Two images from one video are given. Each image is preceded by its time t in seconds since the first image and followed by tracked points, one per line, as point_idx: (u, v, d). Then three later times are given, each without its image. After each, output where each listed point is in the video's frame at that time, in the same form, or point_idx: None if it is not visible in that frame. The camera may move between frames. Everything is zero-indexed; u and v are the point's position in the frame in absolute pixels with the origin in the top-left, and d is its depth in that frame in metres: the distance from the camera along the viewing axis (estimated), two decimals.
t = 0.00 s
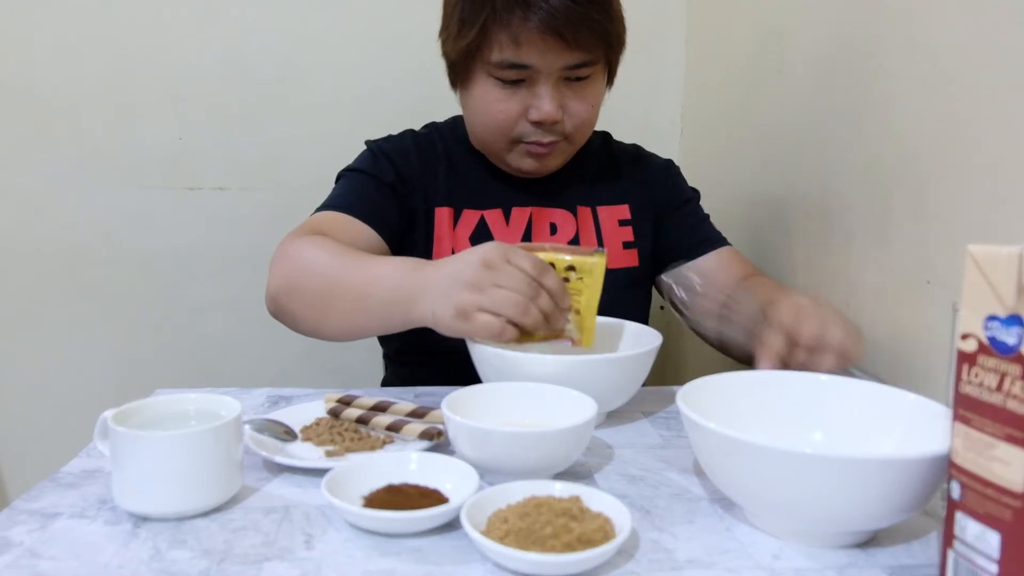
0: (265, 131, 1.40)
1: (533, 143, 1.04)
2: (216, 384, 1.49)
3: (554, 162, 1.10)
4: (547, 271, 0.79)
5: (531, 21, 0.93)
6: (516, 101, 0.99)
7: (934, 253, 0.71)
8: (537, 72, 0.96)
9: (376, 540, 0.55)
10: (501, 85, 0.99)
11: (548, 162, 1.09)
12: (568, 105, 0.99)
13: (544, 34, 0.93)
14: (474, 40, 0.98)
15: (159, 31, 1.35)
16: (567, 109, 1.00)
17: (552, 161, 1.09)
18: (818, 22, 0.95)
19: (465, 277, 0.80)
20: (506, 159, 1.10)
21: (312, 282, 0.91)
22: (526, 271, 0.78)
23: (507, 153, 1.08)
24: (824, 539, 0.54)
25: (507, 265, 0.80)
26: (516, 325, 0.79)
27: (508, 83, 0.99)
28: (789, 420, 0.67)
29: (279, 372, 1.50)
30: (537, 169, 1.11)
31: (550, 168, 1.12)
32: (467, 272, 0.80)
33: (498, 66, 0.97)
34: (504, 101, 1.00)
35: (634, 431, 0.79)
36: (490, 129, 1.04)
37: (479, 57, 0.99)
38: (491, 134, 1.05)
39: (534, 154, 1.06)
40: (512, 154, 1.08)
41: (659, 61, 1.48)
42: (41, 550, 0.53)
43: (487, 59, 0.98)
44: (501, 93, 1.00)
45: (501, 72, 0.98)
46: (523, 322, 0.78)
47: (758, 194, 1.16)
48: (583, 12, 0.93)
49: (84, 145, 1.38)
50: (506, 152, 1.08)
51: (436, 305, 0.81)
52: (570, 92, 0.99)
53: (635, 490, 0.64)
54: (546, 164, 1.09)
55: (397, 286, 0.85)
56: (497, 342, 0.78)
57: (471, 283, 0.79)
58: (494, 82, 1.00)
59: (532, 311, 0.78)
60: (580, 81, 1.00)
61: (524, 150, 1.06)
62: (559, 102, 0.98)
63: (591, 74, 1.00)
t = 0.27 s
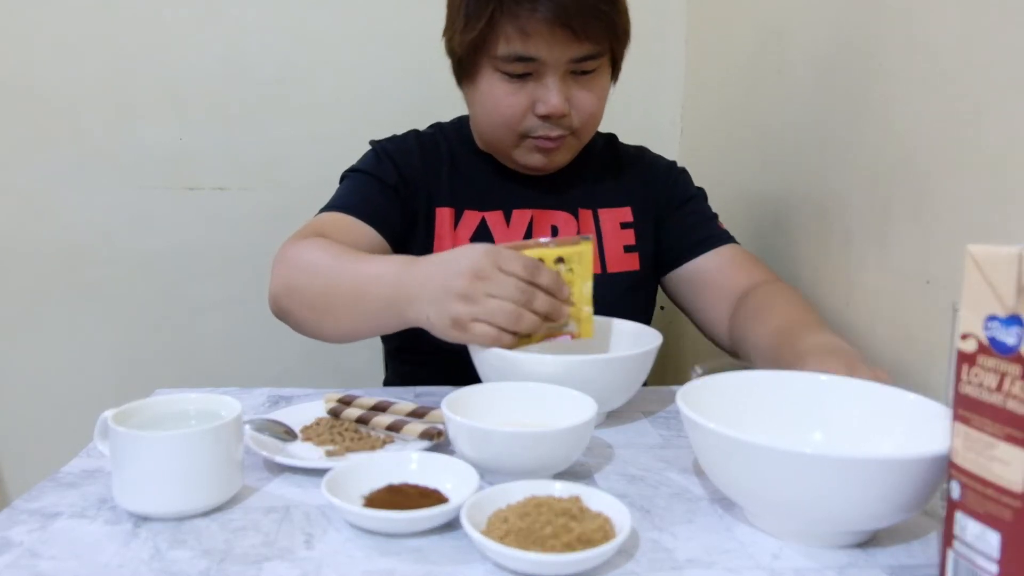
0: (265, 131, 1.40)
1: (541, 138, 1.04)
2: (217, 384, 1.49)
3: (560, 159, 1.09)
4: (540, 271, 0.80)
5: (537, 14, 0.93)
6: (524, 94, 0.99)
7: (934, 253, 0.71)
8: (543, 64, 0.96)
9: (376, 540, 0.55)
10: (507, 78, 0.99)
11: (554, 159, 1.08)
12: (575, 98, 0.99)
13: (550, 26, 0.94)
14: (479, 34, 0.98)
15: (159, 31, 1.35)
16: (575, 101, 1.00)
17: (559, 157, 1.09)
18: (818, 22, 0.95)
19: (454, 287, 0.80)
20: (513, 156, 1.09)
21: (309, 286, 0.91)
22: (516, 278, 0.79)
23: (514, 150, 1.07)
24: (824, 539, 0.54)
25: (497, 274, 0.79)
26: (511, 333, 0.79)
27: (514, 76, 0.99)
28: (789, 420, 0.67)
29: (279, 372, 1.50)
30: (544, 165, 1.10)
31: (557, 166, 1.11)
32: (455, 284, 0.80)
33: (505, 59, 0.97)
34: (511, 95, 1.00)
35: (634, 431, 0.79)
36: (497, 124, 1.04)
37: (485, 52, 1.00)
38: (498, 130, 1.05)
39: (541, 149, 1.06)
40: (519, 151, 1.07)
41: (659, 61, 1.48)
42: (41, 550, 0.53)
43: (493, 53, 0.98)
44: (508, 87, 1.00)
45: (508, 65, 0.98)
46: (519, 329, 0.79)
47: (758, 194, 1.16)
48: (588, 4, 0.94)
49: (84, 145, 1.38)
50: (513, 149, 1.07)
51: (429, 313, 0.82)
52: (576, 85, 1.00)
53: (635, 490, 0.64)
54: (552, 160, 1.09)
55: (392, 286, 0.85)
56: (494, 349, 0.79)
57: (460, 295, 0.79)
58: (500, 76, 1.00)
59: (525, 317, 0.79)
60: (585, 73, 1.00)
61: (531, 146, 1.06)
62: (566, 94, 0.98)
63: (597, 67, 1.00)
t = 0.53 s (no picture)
0: (265, 131, 1.40)
1: (524, 145, 1.04)
2: (217, 384, 1.49)
3: (547, 164, 1.10)
4: (541, 274, 0.79)
5: (520, 26, 0.92)
6: (506, 103, 0.99)
7: (934, 252, 0.71)
8: (527, 75, 0.96)
9: (376, 540, 0.55)
10: (491, 87, 0.99)
11: (541, 164, 1.09)
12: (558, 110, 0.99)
13: (533, 39, 0.93)
14: (465, 43, 0.98)
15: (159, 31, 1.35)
16: (558, 112, 1.00)
17: (546, 162, 1.09)
18: (818, 22, 0.95)
19: (455, 284, 0.80)
20: (501, 159, 1.10)
21: (306, 288, 0.91)
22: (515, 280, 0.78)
23: (501, 155, 1.09)
24: (824, 539, 0.54)
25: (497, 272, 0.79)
26: (509, 330, 0.80)
27: (498, 86, 0.99)
28: (790, 420, 0.67)
29: (280, 372, 1.50)
30: (531, 170, 1.11)
31: (545, 170, 1.12)
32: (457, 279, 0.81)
33: (488, 70, 0.97)
34: (494, 103, 1.00)
35: (634, 431, 0.79)
36: (483, 130, 1.05)
37: (471, 59, 1.00)
38: (484, 135, 1.05)
39: (526, 156, 1.07)
40: (506, 155, 1.08)
41: (659, 61, 1.48)
42: (41, 550, 0.53)
43: (479, 62, 0.99)
44: (491, 95, 1.00)
45: (491, 76, 0.98)
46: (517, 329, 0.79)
47: (757, 194, 1.16)
48: (573, 18, 0.93)
49: (84, 145, 1.38)
50: (500, 152, 1.08)
51: (428, 309, 0.82)
52: (560, 96, 0.99)
53: (635, 490, 0.64)
54: (540, 165, 1.10)
55: (390, 289, 0.85)
56: (493, 348, 0.79)
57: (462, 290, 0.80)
58: (484, 84, 1.00)
59: (524, 319, 0.79)
60: (571, 85, 0.99)
61: (517, 152, 1.06)
62: (549, 106, 0.98)
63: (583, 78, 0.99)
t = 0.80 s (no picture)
0: (265, 131, 1.40)
1: (516, 146, 1.04)
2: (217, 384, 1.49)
3: (540, 164, 1.10)
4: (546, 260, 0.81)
5: (509, 26, 0.92)
6: (497, 104, 0.99)
7: (934, 252, 0.71)
8: (517, 75, 0.96)
9: (376, 540, 0.55)
10: (482, 87, 0.99)
11: (533, 164, 1.10)
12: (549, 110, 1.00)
13: (523, 40, 0.93)
14: (455, 44, 0.98)
15: (159, 31, 1.35)
16: (549, 112, 1.00)
17: (538, 162, 1.09)
18: (818, 22, 0.95)
19: (456, 281, 0.80)
20: (493, 160, 1.11)
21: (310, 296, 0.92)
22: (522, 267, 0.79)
23: (493, 156, 1.09)
24: (824, 539, 0.54)
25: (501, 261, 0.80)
26: (514, 319, 0.80)
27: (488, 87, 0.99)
28: (790, 420, 0.67)
29: (280, 373, 1.50)
30: (523, 170, 1.11)
31: (537, 170, 1.12)
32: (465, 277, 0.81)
33: (479, 71, 0.97)
34: (485, 104, 1.00)
35: (634, 431, 0.79)
36: (475, 131, 1.05)
37: (462, 60, 1.00)
38: (476, 136, 1.06)
39: (518, 156, 1.07)
40: (498, 155, 1.08)
41: (659, 61, 1.48)
42: (41, 550, 0.53)
43: (469, 63, 0.99)
44: (482, 96, 1.00)
45: (482, 77, 0.98)
46: (524, 316, 0.79)
47: (757, 195, 1.16)
48: (562, 18, 0.93)
49: (85, 145, 1.38)
50: (492, 153, 1.08)
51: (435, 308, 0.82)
52: (552, 95, 0.99)
53: (635, 490, 0.64)
54: (532, 165, 1.10)
55: (393, 294, 0.86)
56: (492, 337, 0.79)
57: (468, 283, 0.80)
58: (475, 84, 1.00)
59: (530, 307, 0.79)
60: (562, 84, 0.99)
61: (508, 152, 1.07)
62: (540, 105, 0.98)
63: (573, 78, 0.99)
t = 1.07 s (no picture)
0: (265, 131, 1.40)
1: (525, 139, 1.04)
2: (217, 384, 1.49)
3: (547, 158, 1.10)
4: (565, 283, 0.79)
5: (517, 16, 0.92)
6: (506, 96, 0.99)
7: (933, 252, 0.71)
8: (525, 66, 0.96)
9: (376, 540, 0.55)
10: (489, 80, 0.99)
11: (541, 158, 1.09)
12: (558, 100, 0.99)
13: (531, 29, 0.93)
14: (462, 38, 0.98)
15: (159, 31, 1.35)
16: (558, 102, 1.00)
17: (546, 156, 1.09)
18: (818, 22, 0.95)
19: (467, 292, 0.80)
20: (500, 156, 1.10)
21: (316, 300, 0.92)
22: (537, 289, 0.78)
23: (501, 152, 1.08)
24: (824, 538, 0.54)
25: (515, 280, 0.78)
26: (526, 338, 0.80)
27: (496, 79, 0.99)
28: (789, 420, 0.67)
29: (280, 372, 1.50)
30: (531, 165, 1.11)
31: (544, 165, 1.12)
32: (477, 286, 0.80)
33: (487, 63, 0.97)
34: (494, 97, 1.00)
35: (634, 431, 0.79)
36: (482, 126, 1.05)
37: (468, 55, 1.00)
38: (484, 131, 1.05)
39: (527, 150, 1.06)
40: (505, 151, 1.08)
41: (659, 61, 1.48)
42: (41, 550, 0.53)
43: (477, 57, 0.99)
44: (490, 89, 1.00)
45: (490, 69, 0.98)
46: (533, 334, 0.79)
47: (757, 195, 1.16)
48: (569, 5, 0.93)
49: (85, 145, 1.38)
50: (500, 149, 1.08)
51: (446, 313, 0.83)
52: (559, 85, 0.99)
53: (635, 490, 0.64)
54: (539, 160, 1.10)
55: (402, 291, 0.86)
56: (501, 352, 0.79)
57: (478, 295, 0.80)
58: (482, 78, 1.00)
59: (539, 326, 0.78)
60: (569, 74, 0.99)
61: (517, 146, 1.06)
62: (549, 95, 0.98)
63: (580, 68, 0.99)
